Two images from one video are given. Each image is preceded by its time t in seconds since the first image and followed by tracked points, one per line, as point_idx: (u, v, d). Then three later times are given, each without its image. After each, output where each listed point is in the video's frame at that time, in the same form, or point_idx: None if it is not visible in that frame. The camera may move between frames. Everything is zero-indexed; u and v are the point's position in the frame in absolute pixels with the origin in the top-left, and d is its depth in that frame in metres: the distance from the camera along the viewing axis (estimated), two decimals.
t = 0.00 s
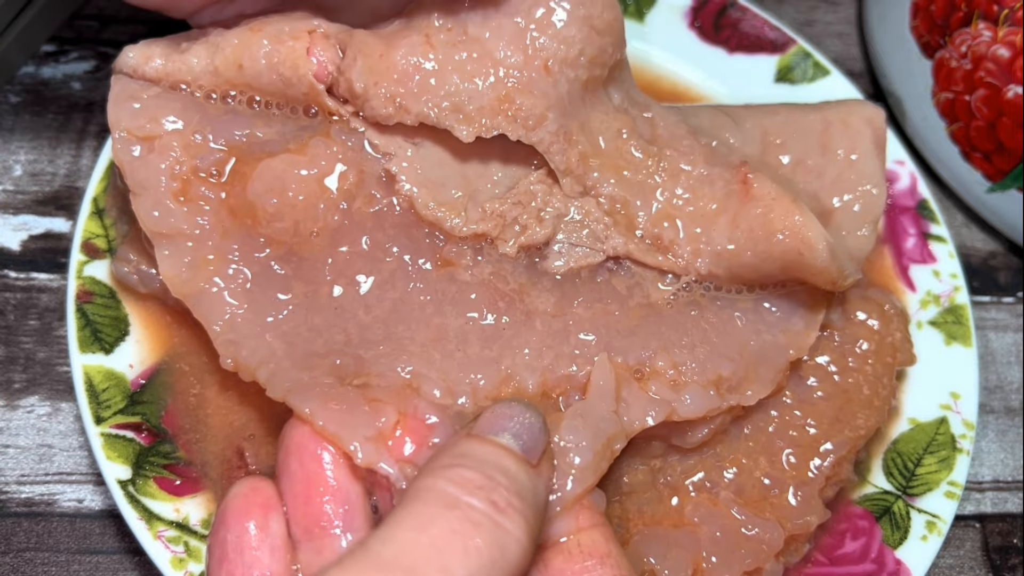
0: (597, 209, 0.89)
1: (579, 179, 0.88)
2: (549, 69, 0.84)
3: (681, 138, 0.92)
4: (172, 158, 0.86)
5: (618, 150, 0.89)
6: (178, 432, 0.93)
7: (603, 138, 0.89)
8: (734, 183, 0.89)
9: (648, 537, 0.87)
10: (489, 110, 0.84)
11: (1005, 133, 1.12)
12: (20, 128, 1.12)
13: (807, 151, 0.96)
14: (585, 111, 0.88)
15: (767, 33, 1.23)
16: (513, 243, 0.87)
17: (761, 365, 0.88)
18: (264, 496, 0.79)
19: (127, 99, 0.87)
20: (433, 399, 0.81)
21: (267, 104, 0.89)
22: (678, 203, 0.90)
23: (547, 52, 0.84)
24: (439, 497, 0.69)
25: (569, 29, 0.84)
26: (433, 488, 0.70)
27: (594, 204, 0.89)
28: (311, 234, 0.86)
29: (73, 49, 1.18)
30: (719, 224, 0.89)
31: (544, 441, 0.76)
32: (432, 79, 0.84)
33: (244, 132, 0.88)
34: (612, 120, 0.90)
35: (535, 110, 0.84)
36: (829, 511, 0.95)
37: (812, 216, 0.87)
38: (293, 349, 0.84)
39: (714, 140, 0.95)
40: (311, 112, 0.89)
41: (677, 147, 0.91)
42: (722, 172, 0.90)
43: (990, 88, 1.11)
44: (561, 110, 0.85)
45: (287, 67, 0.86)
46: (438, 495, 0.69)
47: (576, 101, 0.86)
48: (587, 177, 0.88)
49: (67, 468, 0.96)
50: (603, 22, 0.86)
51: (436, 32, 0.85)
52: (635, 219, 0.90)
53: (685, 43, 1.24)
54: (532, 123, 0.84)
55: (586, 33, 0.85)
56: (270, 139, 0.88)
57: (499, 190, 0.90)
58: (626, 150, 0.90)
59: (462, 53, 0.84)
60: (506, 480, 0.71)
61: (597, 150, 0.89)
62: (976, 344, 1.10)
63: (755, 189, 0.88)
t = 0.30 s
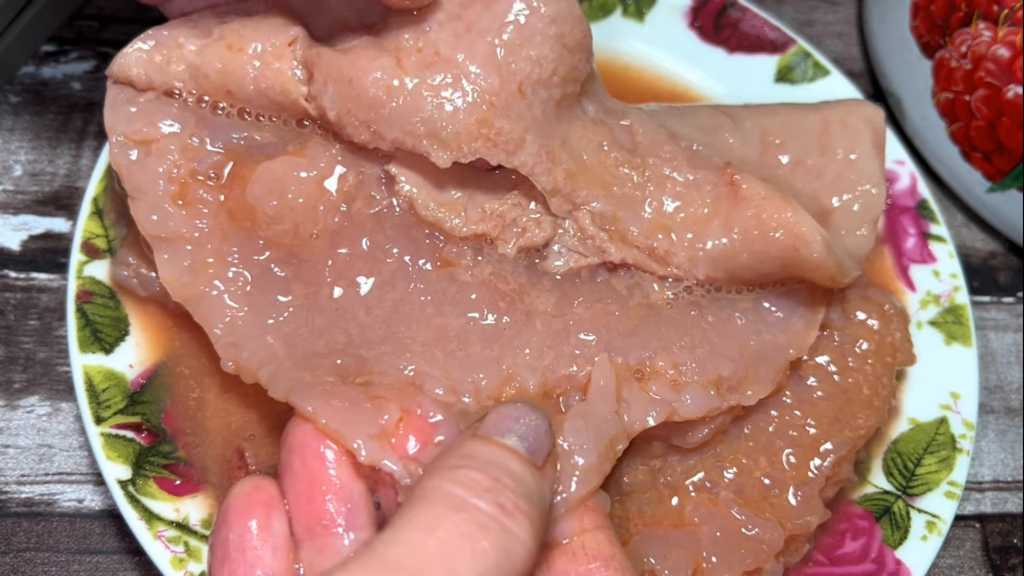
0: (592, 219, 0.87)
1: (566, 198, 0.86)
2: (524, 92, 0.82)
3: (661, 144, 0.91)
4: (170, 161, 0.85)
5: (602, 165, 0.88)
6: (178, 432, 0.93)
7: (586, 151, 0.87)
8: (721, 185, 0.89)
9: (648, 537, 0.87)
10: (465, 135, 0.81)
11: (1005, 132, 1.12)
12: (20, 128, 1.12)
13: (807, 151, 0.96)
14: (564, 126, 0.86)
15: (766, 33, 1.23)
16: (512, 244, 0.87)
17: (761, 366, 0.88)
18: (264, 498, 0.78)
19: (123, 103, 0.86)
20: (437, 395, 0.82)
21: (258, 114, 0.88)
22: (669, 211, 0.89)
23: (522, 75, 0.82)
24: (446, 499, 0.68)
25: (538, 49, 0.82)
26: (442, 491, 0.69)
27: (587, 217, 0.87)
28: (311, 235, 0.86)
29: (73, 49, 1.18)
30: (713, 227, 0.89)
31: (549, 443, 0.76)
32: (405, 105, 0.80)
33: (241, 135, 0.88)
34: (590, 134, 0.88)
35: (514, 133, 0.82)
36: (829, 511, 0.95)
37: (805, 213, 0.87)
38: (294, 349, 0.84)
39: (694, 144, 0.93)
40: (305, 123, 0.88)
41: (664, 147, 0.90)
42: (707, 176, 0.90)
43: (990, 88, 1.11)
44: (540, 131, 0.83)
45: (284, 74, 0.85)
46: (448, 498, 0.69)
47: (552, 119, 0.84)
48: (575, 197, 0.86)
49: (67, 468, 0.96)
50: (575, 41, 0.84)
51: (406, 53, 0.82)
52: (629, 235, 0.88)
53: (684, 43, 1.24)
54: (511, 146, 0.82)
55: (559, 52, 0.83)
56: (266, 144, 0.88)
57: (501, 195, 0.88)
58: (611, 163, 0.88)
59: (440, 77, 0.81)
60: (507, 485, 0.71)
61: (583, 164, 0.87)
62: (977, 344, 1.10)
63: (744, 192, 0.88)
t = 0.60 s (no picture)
0: (589, 221, 0.87)
1: (560, 202, 0.86)
2: (507, 101, 0.82)
3: (651, 142, 0.90)
4: (168, 162, 0.85)
5: (595, 166, 0.87)
6: (178, 432, 0.93)
7: (578, 155, 0.87)
8: (714, 182, 0.88)
9: (648, 537, 0.87)
10: (447, 147, 0.82)
11: (1005, 132, 1.12)
12: (19, 128, 1.12)
13: (807, 150, 0.96)
14: (556, 128, 0.86)
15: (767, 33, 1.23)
16: (512, 244, 0.88)
17: (761, 366, 0.88)
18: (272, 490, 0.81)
19: (121, 104, 0.86)
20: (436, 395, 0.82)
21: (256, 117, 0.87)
22: (663, 210, 0.89)
23: (504, 84, 0.82)
24: (376, 480, 0.68)
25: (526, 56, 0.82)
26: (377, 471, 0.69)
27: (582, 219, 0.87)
28: (311, 235, 0.86)
29: (73, 49, 1.18)
30: (708, 225, 0.88)
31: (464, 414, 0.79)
32: (384, 113, 0.81)
33: (239, 136, 0.88)
34: (582, 136, 0.87)
35: (498, 144, 0.83)
36: (829, 511, 0.95)
37: (799, 205, 0.87)
38: (296, 350, 0.84)
39: (685, 142, 0.93)
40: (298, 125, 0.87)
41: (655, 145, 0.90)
42: (700, 173, 0.89)
43: (990, 88, 1.11)
44: (524, 139, 0.83)
45: (278, 86, 0.84)
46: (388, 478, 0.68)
47: (541, 122, 0.84)
48: (569, 200, 0.86)
49: (67, 468, 0.96)
50: (561, 39, 0.83)
51: (390, 62, 0.81)
52: (625, 234, 0.88)
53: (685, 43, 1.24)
54: (496, 157, 0.83)
55: (545, 56, 0.82)
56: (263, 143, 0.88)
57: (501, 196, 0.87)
58: (604, 164, 0.88)
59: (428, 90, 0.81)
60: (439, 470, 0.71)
61: (575, 167, 0.86)
62: (976, 344, 1.10)
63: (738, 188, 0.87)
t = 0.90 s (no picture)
0: (589, 220, 0.87)
1: (559, 201, 0.86)
2: (507, 100, 0.82)
3: (650, 142, 0.90)
4: (169, 161, 0.85)
5: (593, 166, 0.87)
6: (178, 433, 0.93)
7: (577, 155, 0.86)
8: (713, 181, 0.88)
9: (648, 537, 0.87)
10: (448, 147, 0.82)
11: (1005, 133, 1.12)
12: (20, 128, 1.12)
13: (807, 150, 0.96)
14: (555, 128, 0.86)
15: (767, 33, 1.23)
16: (512, 239, 0.88)
17: (760, 365, 0.88)
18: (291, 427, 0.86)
19: (122, 103, 0.87)
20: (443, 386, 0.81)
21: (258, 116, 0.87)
22: (662, 209, 0.89)
23: (504, 83, 0.82)
24: (369, 445, 0.66)
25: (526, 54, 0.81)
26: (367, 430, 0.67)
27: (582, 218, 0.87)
28: (311, 231, 0.86)
29: (73, 49, 1.18)
30: (707, 224, 0.88)
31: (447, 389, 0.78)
32: (384, 115, 0.81)
33: (241, 137, 0.88)
34: (580, 135, 0.87)
35: (498, 143, 0.82)
36: (829, 511, 0.95)
37: (798, 204, 0.88)
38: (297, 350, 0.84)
39: (684, 141, 0.93)
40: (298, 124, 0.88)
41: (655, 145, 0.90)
42: (699, 172, 0.89)
43: (991, 88, 1.11)
44: (524, 137, 0.83)
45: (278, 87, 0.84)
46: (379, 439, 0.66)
47: (540, 121, 0.84)
48: (568, 199, 0.86)
49: (67, 468, 0.96)
50: (559, 40, 0.83)
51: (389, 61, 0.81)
52: (625, 234, 0.88)
53: (685, 43, 1.24)
54: (496, 156, 0.83)
55: (543, 56, 0.82)
56: (264, 142, 0.88)
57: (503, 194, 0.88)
58: (602, 164, 0.88)
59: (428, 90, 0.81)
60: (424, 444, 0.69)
61: (574, 167, 0.86)
62: (976, 344, 1.10)
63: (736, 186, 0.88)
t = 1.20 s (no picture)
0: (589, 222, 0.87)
1: (559, 201, 0.86)
2: (517, 96, 0.81)
3: (650, 142, 0.90)
4: (169, 162, 0.85)
5: (596, 166, 0.87)
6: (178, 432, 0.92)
7: (581, 153, 0.86)
8: (712, 181, 0.88)
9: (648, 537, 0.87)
10: (460, 142, 0.80)
11: (1005, 133, 1.12)
12: (20, 128, 1.12)
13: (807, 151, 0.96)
14: (560, 127, 0.85)
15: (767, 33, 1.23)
16: (511, 240, 0.89)
17: (759, 366, 0.88)
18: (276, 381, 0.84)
19: (122, 104, 0.87)
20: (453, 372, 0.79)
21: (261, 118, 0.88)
22: (662, 209, 0.89)
23: (516, 78, 0.80)
24: (409, 484, 0.66)
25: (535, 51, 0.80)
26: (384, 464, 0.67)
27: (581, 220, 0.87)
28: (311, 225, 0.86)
29: (73, 49, 1.18)
30: (706, 224, 0.88)
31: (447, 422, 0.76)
32: (393, 111, 0.80)
33: (242, 138, 0.88)
34: (585, 134, 0.87)
35: (508, 139, 0.80)
36: (829, 512, 0.95)
37: (797, 203, 0.87)
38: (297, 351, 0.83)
39: (683, 141, 0.93)
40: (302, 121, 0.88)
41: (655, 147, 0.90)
42: (698, 172, 0.89)
43: (991, 88, 1.11)
44: (533, 134, 0.82)
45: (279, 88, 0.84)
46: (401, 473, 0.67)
47: (546, 119, 0.83)
48: (569, 200, 0.86)
49: (67, 468, 0.96)
50: (569, 36, 0.82)
51: (398, 57, 0.80)
52: (625, 234, 0.88)
53: (685, 43, 1.24)
54: (506, 152, 0.81)
55: (553, 52, 0.81)
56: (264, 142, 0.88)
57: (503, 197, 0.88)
58: (604, 164, 0.87)
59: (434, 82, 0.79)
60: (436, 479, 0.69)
61: (577, 167, 0.86)
62: (976, 343, 1.10)
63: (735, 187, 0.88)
